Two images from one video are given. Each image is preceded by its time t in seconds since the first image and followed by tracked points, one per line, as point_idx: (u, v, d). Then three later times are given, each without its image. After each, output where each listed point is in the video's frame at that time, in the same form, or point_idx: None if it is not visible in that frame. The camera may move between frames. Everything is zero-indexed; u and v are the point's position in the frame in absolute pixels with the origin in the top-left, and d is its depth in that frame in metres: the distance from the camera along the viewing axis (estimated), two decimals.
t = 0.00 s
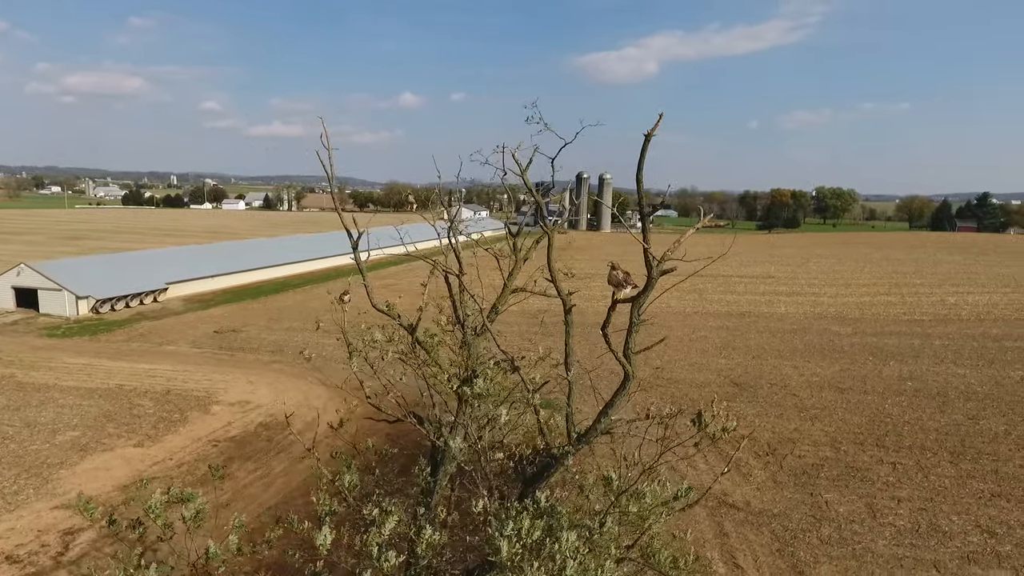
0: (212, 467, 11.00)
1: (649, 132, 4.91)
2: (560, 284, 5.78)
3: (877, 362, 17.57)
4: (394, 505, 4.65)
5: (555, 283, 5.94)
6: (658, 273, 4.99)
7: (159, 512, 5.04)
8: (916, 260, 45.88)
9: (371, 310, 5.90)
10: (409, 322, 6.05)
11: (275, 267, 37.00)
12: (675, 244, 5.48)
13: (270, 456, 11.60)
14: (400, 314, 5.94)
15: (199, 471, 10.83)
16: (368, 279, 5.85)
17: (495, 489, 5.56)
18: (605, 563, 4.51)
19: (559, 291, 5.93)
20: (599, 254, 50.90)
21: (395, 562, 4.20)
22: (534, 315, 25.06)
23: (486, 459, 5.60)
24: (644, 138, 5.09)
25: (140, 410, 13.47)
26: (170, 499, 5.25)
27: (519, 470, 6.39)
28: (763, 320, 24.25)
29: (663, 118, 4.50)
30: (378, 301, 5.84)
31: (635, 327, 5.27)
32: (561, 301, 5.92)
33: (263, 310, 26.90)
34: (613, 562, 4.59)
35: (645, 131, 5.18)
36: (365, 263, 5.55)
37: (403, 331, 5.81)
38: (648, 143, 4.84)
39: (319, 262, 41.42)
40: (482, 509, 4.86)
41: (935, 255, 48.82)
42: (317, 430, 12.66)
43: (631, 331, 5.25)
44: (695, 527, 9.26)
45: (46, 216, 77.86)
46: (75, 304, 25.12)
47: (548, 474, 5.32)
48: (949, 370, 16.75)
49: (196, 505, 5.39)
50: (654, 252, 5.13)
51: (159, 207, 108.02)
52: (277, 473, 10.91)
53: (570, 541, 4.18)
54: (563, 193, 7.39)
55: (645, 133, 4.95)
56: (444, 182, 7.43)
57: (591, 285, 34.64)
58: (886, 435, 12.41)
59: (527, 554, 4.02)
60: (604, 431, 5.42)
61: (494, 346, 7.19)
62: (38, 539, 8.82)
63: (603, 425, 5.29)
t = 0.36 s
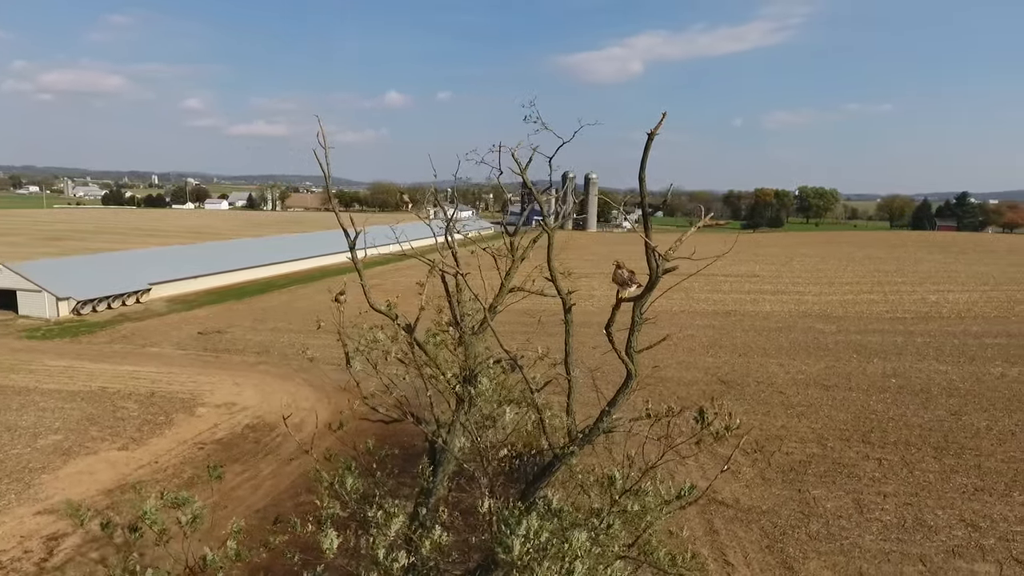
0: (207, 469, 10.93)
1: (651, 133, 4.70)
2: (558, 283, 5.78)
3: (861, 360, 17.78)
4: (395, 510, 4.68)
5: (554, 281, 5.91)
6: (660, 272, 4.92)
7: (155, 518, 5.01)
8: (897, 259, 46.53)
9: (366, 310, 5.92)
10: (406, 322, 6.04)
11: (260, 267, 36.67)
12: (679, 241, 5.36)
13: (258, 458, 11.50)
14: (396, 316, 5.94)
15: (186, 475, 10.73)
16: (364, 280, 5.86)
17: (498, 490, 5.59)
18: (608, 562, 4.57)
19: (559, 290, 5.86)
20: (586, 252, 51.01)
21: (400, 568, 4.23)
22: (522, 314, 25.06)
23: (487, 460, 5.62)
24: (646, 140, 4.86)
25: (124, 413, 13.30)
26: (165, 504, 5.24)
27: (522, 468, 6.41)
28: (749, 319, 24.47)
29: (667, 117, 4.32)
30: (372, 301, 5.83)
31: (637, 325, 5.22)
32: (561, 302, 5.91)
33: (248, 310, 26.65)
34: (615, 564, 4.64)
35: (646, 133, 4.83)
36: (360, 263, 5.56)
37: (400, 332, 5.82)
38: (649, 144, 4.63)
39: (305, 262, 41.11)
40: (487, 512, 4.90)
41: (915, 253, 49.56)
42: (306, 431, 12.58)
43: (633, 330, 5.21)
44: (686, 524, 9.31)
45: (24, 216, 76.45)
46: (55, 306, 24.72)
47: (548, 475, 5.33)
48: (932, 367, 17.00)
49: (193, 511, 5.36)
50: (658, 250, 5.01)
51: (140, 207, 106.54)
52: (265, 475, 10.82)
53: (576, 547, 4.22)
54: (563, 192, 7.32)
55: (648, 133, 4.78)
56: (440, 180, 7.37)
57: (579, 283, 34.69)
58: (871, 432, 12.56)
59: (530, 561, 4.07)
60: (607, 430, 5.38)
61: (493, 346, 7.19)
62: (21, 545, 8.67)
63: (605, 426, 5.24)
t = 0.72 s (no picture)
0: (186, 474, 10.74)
1: (644, 133, 4.78)
2: (549, 284, 5.82)
3: (837, 356, 18.11)
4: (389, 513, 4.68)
5: (544, 282, 5.94)
6: (653, 272, 4.98)
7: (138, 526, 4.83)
8: (869, 257, 47.50)
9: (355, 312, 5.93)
10: (396, 325, 6.04)
11: (236, 267, 36.14)
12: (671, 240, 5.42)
13: (237, 462, 11.33)
14: (385, 318, 5.96)
15: (163, 480, 10.52)
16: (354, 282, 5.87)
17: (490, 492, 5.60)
18: (602, 561, 4.61)
19: (550, 291, 5.90)
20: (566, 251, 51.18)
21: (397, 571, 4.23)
22: (503, 314, 25.06)
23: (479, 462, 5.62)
24: (641, 138, 4.91)
25: (97, 418, 13.00)
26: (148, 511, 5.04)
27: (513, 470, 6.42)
28: (727, 317, 24.77)
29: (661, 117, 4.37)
30: (362, 304, 5.84)
31: (629, 325, 5.27)
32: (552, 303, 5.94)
33: (225, 312, 26.25)
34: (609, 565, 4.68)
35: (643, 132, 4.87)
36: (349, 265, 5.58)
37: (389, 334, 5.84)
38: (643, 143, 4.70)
39: (282, 263, 40.62)
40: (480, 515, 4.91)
41: (887, 252, 50.61)
42: (285, 434, 12.44)
43: (626, 330, 5.26)
44: (669, 521, 9.40)
45: None
46: (23, 309, 24.10)
47: (540, 477, 5.36)
48: (904, 362, 17.38)
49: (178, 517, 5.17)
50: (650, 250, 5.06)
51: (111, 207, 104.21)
52: (244, 479, 10.67)
53: (572, 548, 4.24)
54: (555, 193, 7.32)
55: (641, 133, 4.84)
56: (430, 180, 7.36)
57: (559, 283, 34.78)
58: (848, 427, 12.80)
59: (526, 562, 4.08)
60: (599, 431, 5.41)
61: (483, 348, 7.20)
62: None
63: (599, 426, 5.27)
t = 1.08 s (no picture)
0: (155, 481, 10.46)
1: (627, 133, 4.88)
2: (531, 283, 5.84)
3: (806, 352, 18.51)
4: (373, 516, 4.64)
5: (526, 282, 5.94)
6: (636, 272, 5.04)
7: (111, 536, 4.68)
8: (835, 255, 48.65)
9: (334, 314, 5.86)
10: (376, 326, 5.99)
11: (204, 269, 35.44)
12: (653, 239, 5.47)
13: (207, 467, 11.10)
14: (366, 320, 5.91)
15: (130, 488, 10.24)
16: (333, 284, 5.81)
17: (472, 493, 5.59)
18: (587, 560, 4.64)
19: (532, 290, 5.93)
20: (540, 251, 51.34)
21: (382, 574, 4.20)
22: (478, 314, 25.02)
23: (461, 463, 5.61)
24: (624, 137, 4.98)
25: (60, 425, 12.60)
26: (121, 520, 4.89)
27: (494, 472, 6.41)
28: (699, 315, 25.11)
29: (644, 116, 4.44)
30: (341, 306, 5.78)
31: (612, 324, 5.31)
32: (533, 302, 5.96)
33: (192, 315, 25.68)
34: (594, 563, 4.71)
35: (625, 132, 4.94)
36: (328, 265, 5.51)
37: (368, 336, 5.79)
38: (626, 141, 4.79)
39: (251, 265, 39.96)
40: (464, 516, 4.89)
41: (852, 250, 51.92)
42: (257, 439, 12.22)
43: (609, 329, 5.31)
44: (645, 518, 9.47)
45: None
46: None
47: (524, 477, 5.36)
48: (870, 358, 17.85)
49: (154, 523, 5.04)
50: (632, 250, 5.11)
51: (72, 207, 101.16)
52: (215, 485, 10.45)
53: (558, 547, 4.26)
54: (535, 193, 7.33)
55: (624, 133, 4.92)
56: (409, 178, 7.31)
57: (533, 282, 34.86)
58: (817, 421, 13.09)
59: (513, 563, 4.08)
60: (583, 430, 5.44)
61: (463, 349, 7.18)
62: None
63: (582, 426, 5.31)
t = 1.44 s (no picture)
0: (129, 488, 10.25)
1: (611, 134, 4.93)
2: (515, 283, 5.84)
3: (780, 350, 18.83)
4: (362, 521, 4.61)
5: (510, 281, 5.93)
6: (621, 272, 5.08)
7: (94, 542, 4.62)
8: (807, 253, 49.60)
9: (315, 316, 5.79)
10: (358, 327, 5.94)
11: (176, 270, 34.78)
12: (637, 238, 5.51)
13: (181, 473, 10.87)
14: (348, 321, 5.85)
15: (101, 496, 9.99)
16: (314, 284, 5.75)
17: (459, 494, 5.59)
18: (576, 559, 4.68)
19: (516, 289, 5.93)
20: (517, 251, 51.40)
21: None
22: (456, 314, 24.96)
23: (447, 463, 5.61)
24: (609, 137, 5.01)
25: (25, 432, 12.23)
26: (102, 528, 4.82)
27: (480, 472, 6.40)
28: (675, 313, 25.36)
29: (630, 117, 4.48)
30: (324, 307, 5.72)
31: (597, 324, 5.34)
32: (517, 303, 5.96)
33: (164, 317, 25.15)
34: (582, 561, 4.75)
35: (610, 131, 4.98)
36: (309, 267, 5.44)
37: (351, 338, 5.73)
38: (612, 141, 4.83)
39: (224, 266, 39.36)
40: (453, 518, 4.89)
41: (823, 248, 52.97)
42: (233, 443, 12.02)
43: (594, 329, 5.34)
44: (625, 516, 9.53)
45: None
46: None
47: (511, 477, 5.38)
48: (842, 354, 18.22)
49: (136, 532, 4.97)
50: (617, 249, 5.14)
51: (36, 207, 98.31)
52: (190, 491, 10.25)
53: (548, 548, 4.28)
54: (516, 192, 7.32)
55: (610, 133, 4.96)
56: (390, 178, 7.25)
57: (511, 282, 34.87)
58: (792, 417, 13.32)
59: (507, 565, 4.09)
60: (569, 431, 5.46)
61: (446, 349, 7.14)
62: None
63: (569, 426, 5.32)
